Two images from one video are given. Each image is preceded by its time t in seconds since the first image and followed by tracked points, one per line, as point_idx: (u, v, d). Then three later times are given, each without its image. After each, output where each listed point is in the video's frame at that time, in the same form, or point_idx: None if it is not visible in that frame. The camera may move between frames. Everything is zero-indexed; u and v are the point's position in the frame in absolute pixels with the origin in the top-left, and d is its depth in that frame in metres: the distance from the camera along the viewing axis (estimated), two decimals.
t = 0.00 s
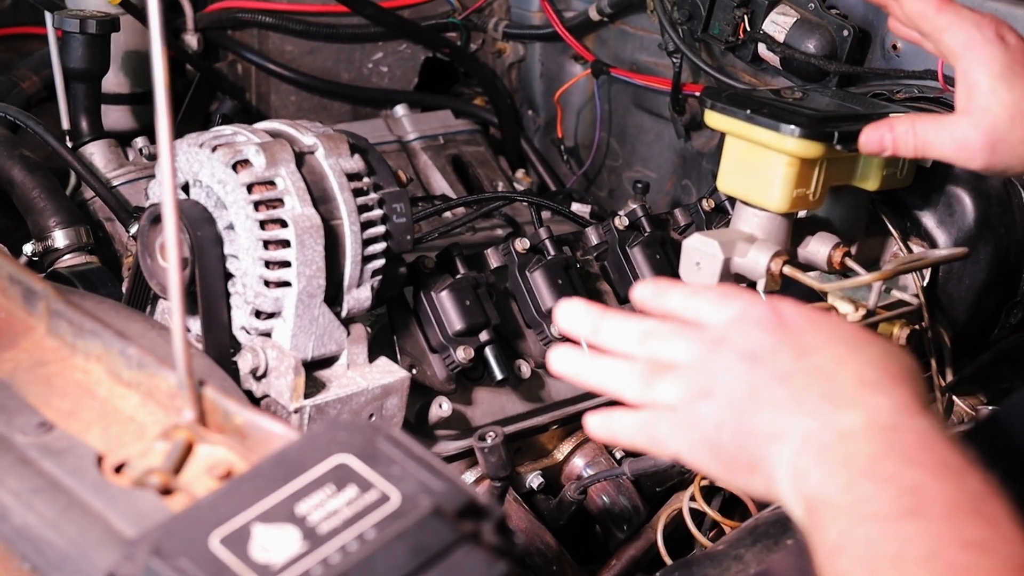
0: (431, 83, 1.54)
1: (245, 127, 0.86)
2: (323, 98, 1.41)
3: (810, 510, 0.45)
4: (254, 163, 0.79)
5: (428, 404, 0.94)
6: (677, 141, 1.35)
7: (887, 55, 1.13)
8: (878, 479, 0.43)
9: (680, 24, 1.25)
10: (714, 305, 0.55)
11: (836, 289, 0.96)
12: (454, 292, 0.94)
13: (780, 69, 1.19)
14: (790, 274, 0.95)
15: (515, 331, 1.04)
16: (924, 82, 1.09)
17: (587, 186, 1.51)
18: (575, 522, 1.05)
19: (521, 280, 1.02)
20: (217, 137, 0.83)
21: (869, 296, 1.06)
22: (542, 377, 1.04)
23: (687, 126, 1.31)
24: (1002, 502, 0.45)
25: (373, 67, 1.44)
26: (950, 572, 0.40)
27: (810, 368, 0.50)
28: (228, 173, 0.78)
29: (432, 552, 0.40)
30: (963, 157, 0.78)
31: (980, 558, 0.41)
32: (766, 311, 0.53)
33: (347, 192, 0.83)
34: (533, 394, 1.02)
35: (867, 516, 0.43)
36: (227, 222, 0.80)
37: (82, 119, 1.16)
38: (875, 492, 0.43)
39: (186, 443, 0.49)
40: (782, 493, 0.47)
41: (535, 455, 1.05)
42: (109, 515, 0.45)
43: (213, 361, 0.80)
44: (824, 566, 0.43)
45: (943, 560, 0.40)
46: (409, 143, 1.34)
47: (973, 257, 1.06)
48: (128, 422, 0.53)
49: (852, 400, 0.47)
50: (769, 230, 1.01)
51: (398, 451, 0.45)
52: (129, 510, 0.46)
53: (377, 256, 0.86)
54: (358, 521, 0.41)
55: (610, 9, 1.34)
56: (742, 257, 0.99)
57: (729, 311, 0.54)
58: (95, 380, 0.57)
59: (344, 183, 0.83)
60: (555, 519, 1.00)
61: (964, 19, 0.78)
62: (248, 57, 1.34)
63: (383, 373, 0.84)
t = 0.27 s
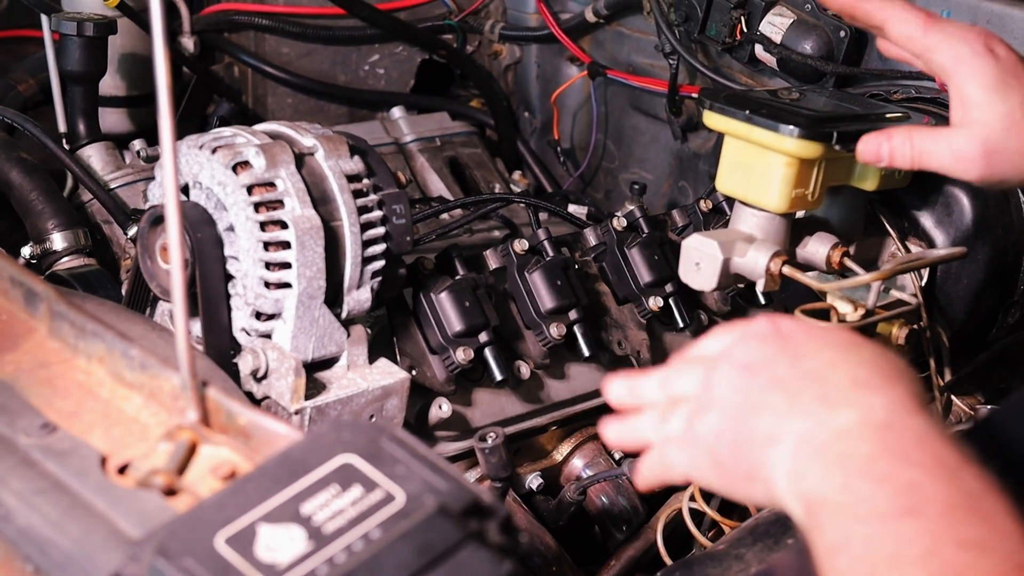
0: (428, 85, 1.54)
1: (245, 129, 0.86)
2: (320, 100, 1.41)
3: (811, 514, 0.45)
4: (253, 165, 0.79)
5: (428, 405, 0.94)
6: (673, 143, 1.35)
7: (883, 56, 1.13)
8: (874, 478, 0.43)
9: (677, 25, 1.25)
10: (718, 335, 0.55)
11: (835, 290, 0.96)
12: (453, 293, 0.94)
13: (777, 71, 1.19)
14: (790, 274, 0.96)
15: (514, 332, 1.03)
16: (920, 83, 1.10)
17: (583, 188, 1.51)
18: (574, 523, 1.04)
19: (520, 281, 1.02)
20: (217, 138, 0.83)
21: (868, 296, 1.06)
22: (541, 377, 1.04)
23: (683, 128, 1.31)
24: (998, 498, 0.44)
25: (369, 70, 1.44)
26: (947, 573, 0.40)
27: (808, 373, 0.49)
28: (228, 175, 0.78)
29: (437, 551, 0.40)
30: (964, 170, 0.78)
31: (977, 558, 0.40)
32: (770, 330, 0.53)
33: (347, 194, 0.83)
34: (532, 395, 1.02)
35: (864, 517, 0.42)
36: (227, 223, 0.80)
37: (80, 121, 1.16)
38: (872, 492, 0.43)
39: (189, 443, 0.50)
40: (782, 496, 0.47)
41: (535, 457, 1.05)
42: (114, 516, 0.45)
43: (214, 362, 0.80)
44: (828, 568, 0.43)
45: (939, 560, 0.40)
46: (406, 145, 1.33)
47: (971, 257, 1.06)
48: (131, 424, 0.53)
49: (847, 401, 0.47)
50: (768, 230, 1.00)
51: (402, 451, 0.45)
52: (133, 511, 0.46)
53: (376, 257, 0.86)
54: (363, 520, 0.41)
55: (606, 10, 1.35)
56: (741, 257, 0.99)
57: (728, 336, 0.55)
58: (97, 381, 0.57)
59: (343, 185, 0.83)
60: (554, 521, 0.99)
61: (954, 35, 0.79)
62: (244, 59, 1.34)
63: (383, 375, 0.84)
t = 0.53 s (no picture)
0: (423, 88, 1.54)
1: (245, 130, 0.86)
2: (317, 102, 1.41)
3: (809, 515, 0.43)
4: (254, 166, 0.79)
5: (429, 405, 0.94)
6: (671, 144, 1.35)
7: (882, 56, 1.13)
8: (867, 474, 0.41)
9: (675, 26, 1.26)
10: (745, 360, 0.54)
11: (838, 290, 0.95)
12: (454, 294, 0.94)
13: (775, 71, 1.19)
14: (792, 273, 0.95)
15: (514, 333, 1.03)
16: (919, 83, 1.10)
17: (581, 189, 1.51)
18: (574, 523, 1.03)
19: (520, 282, 1.02)
20: (217, 139, 0.83)
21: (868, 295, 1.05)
22: (541, 378, 1.04)
23: (681, 128, 1.30)
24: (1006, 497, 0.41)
25: (366, 71, 1.44)
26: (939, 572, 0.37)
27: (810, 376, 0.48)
28: (229, 176, 0.78)
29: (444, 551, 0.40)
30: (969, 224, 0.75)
31: (971, 555, 0.37)
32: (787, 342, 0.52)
33: (348, 194, 0.83)
34: (532, 396, 1.02)
35: (858, 515, 0.40)
36: (227, 224, 0.79)
37: (77, 123, 1.16)
38: (865, 489, 0.41)
39: (193, 443, 0.50)
40: (787, 501, 0.45)
41: (535, 457, 1.04)
42: (118, 517, 0.45)
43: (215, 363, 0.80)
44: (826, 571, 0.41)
45: (934, 557, 0.37)
46: (403, 147, 1.33)
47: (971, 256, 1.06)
48: (134, 424, 0.53)
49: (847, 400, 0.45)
50: (769, 230, 1.00)
51: (408, 451, 0.45)
52: (138, 512, 0.46)
53: (377, 258, 0.86)
54: (368, 520, 0.41)
55: (604, 12, 1.34)
56: (742, 257, 0.98)
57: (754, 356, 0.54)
58: (99, 382, 0.57)
59: (344, 185, 0.83)
60: (555, 521, 0.99)
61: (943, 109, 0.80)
62: (241, 63, 1.33)
63: (384, 375, 0.84)
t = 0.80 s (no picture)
0: (424, 88, 1.54)
1: (246, 131, 0.86)
2: (316, 103, 1.41)
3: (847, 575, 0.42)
4: (255, 167, 0.79)
5: (430, 405, 0.94)
6: (670, 144, 1.35)
7: (881, 56, 1.13)
8: (914, 536, 0.40)
9: (674, 26, 1.25)
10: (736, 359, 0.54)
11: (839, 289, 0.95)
12: (455, 295, 0.94)
13: (774, 72, 1.19)
14: (792, 273, 0.95)
15: (516, 333, 1.03)
16: (919, 83, 1.10)
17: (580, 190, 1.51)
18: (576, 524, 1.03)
19: (521, 282, 1.02)
20: (219, 140, 0.83)
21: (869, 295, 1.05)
22: (542, 379, 1.04)
23: (681, 129, 1.30)
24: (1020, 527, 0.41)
25: (365, 72, 1.44)
26: None
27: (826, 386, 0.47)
28: (230, 177, 0.78)
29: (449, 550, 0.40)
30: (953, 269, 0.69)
31: None
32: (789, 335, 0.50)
33: (349, 195, 0.83)
34: (534, 396, 1.02)
35: None
36: (229, 225, 0.79)
37: (77, 125, 1.15)
38: (910, 552, 0.40)
39: (196, 444, 0.50)
40: (815, 553, 0.44)
41: (535, 458, 1.03)
42: (122, 517, 0.45)
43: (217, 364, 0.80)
44: None
45: None
46: (402, 148, 1.33)
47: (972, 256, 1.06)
48: (137, 425, 0.53)
49: (861, 415, 0.45)
50: (769, 230, 1.01)
51: (411, 450, 0.45)
52: (141, 512, 0.46)
53: (378, 259, 0.86)
54: (372, 520, 0.41)
55: (603, 12, 1.35)
56: (743, 257, 0.98)
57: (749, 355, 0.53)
58: (102, 383, 0.57)
59: (345, 186, 0.83)
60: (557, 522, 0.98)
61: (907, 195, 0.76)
62: (241, 64, 1.33)
63: (385, 376, 0.85)
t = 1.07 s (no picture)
0: (423, 89, 1.54)
1: (248, 132, 0.86)
2: (316, 105, 1.42)
3: None
4: (257, 167, 0.79)
5: (431, 406, 0.94)
6: (670, 145, 1.35)
7: (880, 57, 1.13)
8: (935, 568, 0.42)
9: (673, 28, 1.25)
10: (770, 386, 0.49)
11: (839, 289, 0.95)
12: (456, 295, 0.94)
13: (774, 72, 1.19)
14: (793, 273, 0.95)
15: (516, 333, 1.03)
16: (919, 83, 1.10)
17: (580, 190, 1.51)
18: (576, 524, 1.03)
19: (521, 283, 1.02)
20: (220, 141, 0.83)
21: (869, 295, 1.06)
22: (543, 379, 1.04)
23: (680, 130, 1.31)
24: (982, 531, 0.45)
25: (364, 73, 1.44)
26: None
27: (853, 451, 0.45)
28: (232, 177, 0.78)
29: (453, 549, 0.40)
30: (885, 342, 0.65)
31: None
32: (825, 383, 0.46)
33: (350, 196, 0.83)
34: (534, 396, 1.02)
35: None
36: (230, 225, 0.79)
37: (77, 126, 1.16)
38: None
39: (200, 443, 0.50)
40: None
41: (535, 458, 1.03)
42: (125, 516, 0.45)
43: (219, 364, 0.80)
44: None
45: None
46: (402, 149, 1.33)
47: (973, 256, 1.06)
48: (140, 424, 0.53)
49: (890, 490, 0.44)
50: (770, 230, 1.01)
51: (415, 450, 0.45)
52: (144, 511, 0.46)
53: (379, 259, 0.86)
54: (376, 519, 0.41)
55: (602, 13, 1.35)
56: (744, 257, 0.98)
57: (786, 388, 0.48)
58: (105, 382, 0.57)
59: (347, 187, 0.83)
60: (558, 521, 0.99)
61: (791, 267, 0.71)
62: (240, 65, 1.34)
63: (387, 376, 0.85)
